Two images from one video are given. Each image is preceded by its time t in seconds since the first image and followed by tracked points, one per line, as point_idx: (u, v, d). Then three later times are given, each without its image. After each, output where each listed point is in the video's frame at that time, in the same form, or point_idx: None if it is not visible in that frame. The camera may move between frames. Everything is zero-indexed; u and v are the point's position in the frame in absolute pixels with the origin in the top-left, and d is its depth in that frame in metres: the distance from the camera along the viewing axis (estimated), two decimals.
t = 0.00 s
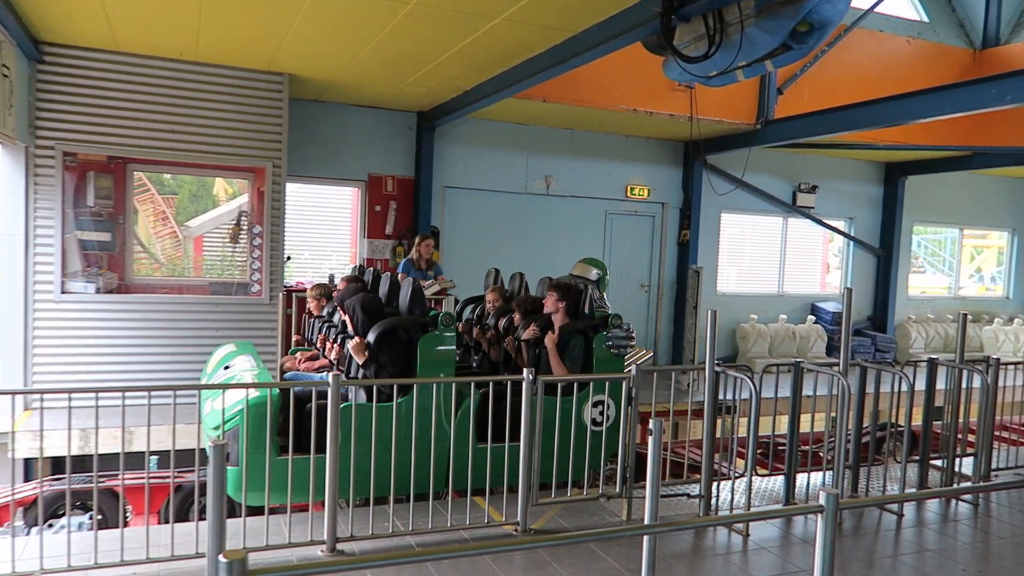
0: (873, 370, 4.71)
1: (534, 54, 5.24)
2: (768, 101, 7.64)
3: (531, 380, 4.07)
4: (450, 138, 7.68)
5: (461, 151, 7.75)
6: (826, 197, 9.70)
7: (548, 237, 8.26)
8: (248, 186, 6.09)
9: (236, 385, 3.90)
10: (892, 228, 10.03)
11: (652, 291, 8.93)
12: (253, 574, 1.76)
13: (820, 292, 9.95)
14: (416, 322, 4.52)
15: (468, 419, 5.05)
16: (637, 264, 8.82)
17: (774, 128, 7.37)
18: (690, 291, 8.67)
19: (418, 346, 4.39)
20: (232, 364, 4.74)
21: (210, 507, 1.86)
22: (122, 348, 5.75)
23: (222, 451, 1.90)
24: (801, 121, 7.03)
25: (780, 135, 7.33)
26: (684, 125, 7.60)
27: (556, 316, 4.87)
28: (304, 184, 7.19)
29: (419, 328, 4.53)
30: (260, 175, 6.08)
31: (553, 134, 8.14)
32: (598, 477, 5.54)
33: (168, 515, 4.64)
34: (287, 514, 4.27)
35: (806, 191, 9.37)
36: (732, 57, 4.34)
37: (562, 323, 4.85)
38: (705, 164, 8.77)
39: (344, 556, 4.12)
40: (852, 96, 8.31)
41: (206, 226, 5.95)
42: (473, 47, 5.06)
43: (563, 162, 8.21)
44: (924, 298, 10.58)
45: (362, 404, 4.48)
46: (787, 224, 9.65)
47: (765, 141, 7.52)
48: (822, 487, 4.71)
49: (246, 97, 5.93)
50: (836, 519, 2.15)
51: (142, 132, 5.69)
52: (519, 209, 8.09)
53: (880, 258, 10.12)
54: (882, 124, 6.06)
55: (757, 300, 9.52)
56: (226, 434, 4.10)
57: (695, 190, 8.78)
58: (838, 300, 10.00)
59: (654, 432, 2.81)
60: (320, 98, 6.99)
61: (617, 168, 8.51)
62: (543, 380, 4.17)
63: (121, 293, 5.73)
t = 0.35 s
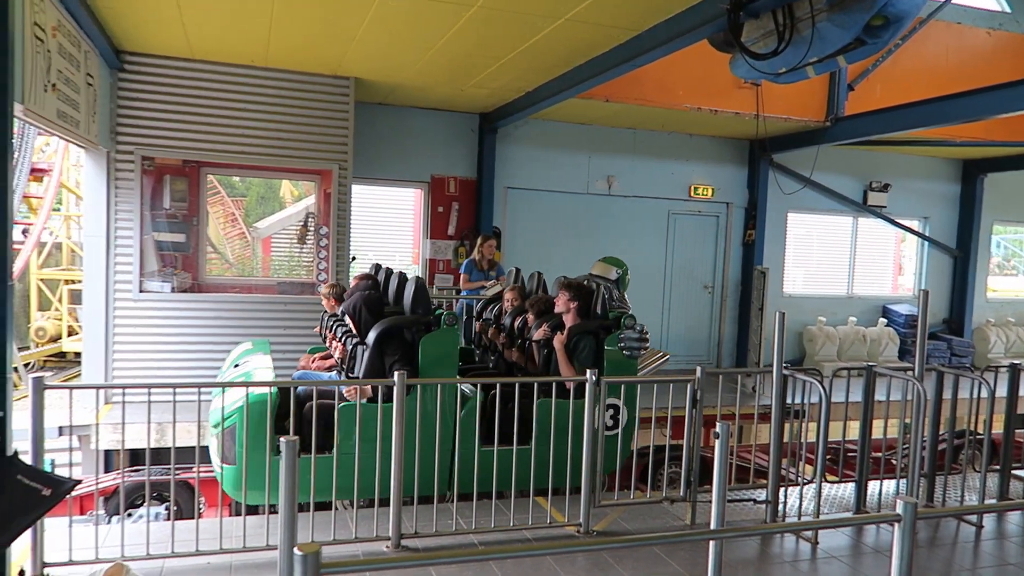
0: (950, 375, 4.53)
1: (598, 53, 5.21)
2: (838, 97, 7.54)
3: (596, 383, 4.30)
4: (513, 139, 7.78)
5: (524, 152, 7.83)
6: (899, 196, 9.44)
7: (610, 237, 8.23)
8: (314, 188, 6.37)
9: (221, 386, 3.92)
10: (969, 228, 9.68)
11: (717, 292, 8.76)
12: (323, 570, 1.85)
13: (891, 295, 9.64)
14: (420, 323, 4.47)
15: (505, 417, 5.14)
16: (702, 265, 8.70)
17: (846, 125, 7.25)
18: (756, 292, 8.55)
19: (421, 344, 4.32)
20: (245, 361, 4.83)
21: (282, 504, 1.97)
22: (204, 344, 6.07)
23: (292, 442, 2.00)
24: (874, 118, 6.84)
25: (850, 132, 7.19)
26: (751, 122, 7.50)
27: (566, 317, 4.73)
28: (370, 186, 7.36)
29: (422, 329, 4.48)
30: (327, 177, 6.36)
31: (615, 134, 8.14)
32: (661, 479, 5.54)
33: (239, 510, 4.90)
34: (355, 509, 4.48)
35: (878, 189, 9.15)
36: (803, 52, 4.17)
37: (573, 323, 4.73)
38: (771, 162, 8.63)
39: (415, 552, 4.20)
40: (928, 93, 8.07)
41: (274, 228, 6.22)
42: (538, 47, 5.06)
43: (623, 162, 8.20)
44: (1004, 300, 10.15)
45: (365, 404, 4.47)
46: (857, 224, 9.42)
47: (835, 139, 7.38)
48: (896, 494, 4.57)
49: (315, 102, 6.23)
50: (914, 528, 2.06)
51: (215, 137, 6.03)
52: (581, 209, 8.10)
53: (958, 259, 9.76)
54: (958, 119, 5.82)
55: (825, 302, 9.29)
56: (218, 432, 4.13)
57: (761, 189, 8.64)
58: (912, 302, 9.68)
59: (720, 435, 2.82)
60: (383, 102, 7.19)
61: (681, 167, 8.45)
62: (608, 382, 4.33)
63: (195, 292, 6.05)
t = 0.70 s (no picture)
0: None
1: (656, 53, 5.22)
2: (909, 89, 7.36)
3: (656, 383, 4.53)
4: (577, 140, 8.21)
5: (582, 150, 8.25)
6: (971, 195, 9.34)
7: (670, 237, 8.54)
8: (374, 190, 6.92)
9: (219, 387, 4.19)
10: None
11: (779, 293, 8.96)
12: (391, 564, 1.94)
13: (964, 297, 9.55)
14: (425, 323, 4.73)
15: (531, 416, 5.22)
16: (763, 266, 8.89)
17: (915, 122, 7.17)
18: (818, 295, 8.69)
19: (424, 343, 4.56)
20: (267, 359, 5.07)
21: (346, 503, 2.14)
22: (290, 330, 6.67)
23: (356, 442, 2.19)
24: (946, 113, 6.64)
25: (920, 129, 7.10)
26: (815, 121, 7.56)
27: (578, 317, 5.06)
28: (429, 188, 7.97)
29: (426, 328, 4.73)
30: (388, 179, 6.87)
31: (673, 134, 8.44)
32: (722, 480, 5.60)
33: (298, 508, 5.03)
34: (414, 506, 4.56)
35: (950, 188, 9.11)
36: (872, 49, 4.04)
37: (581, 325, 4.93)
38: (836, 161, 8.76)
39: (475, 550, 4.24)
40: (1003, 87, 7.73)
41: (335, 229, 6.75)
42: (598, 48, 5.08)
43: (682, 162, 8.50)
44: None
45: (365, 403, 4.62)
46: (928, 223, 9.38)
47: (902, 137, 7.37)
48: (971, 505, 4.40)
49: (378, 106, 6.74)
50: (993, 541, 1.96)
51: (286, 139, 6.56)
52: (640, 207, 8.45)
53: None
54: None
55: (894, 304, 9.29)
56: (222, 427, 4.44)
57: (826, 188, 8.78)
58: (985, 304, 9.55)
59: (787, 439, 2.76)
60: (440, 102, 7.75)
61: (742, 167, 8.69)
62: (668, 382, 4.65)
63: (259, 291, 6.66)
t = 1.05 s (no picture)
0: None
1: (714, 51, 5.18)
2: (977, 91, 7.21)
3: (712, 386, 4.49)
4: (635, 142, 8.55)
5: (642, 152, 8.57)
6: None
7: (724, 236, 8.81)
8: (428, 192, 7.14)
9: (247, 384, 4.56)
10: None
11: (838, 294, 9.15)
12: (448, 565, 1.94)
13: None
14: (442, 323, 5.04)
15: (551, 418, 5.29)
16: (822, 265, 9.09)
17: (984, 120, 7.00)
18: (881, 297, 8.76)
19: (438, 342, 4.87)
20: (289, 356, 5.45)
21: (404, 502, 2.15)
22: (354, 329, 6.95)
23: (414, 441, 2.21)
24: (1018, 109, 6.41)
25: (989, 126, 6.92)
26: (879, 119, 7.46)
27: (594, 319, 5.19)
28: (481, 190, 8.31)
29: (443, 327, 5.06)
30: (442, 181, 7.06)
31: (727, 133, 8.72)
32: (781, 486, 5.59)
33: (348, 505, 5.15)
34: (467, 507, 4.59)
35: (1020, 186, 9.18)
36: (940, 44, 3.90)
37: (599, 327, 5.05)
38: (900, 159, 8.92)
39: (528, 551, 4.25)
40: None
41: (389, 230, 7.05)
42: (653, 48, 5.09)
43: (738, 162, 8.78)
44: None
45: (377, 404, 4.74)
46: (997, 223, 9.44)
47: (973, 134, 7.15)
48: None
49: (434, 108, 6.96)
50: None
51: (344, 143, 6.84)
52: (698, 209, 8.74)
53: None
54: None
55: (961, 307, 9.32)
56: (240, 425, 4.76)
57: (889, 188, 8.96)
58: None
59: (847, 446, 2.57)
60: (497, 105, 8.06)
61: (801, 166, 8.92)
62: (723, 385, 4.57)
63: (316, 291, 6.96)
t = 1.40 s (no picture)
0: None
1: (764, 48, 5.11)
2: None
3: (759, 390, 4.42)
4: (683, 142, 8.61)
5: (690, 152, 8.63)
6: None
7: (771, 237, 8.79)
8: (474, 194, 7.27)
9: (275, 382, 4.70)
10: None
11: (891, 296, 8.99)
12: (495, 565, 1.94)
13: None
14: (467, 323, 5.09)
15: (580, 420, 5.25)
16: (875, 267, 8.97)
17: None
18: (936, 299, 8.62)
19: (463, 343, 4.90)
20: (319, 355, 5.57)
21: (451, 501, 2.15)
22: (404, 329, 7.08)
23: (461, 441, 2.23)
24: None
25: None
26: (935, 116, 7.29)
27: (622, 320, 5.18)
28: (526, 191, 8.40)
29: (468, 327, 5.12)
30: (488, 183, 7.18)
31: (777, 133, 8.69)
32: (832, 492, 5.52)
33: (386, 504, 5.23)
34: (514, 508, 4.61)
35: None
36: (1002, 39, 3.79)
37: (627, 329, 5.03)
38: (957, 158, 8.76)
39: (574, 553, 4.24)
40: None
41: (435, 232, 7.21)
42: (699, 47, 5.05)
43: (788, 163, 8.74)
44: None
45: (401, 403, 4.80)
46: None
47: None
48: None
49: (480, 111, 7.08)
50: None
51: (392, 146, 7.02)
52: (746, 209, 8.75)
53: None
54: None
55: (1019, 311, 9.11)
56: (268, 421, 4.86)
57: (945, 187, 8.79)
58: None
59: (902, 452, 2.48)
60: (543, 107, 8.10)
61: (853, 165, 8.84)
62: (771, 389, 4.49)
63: (364, 292, 7.14)
